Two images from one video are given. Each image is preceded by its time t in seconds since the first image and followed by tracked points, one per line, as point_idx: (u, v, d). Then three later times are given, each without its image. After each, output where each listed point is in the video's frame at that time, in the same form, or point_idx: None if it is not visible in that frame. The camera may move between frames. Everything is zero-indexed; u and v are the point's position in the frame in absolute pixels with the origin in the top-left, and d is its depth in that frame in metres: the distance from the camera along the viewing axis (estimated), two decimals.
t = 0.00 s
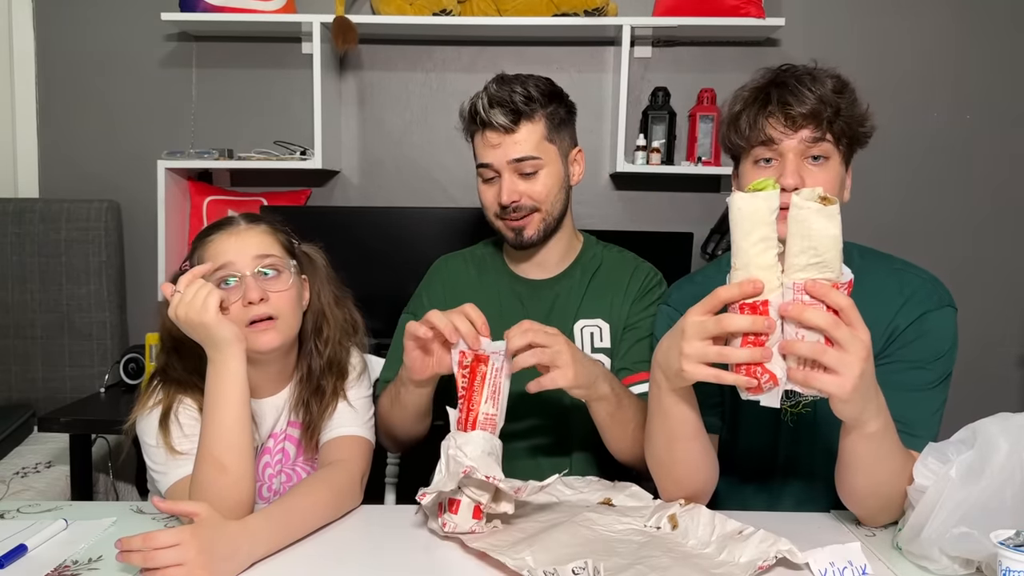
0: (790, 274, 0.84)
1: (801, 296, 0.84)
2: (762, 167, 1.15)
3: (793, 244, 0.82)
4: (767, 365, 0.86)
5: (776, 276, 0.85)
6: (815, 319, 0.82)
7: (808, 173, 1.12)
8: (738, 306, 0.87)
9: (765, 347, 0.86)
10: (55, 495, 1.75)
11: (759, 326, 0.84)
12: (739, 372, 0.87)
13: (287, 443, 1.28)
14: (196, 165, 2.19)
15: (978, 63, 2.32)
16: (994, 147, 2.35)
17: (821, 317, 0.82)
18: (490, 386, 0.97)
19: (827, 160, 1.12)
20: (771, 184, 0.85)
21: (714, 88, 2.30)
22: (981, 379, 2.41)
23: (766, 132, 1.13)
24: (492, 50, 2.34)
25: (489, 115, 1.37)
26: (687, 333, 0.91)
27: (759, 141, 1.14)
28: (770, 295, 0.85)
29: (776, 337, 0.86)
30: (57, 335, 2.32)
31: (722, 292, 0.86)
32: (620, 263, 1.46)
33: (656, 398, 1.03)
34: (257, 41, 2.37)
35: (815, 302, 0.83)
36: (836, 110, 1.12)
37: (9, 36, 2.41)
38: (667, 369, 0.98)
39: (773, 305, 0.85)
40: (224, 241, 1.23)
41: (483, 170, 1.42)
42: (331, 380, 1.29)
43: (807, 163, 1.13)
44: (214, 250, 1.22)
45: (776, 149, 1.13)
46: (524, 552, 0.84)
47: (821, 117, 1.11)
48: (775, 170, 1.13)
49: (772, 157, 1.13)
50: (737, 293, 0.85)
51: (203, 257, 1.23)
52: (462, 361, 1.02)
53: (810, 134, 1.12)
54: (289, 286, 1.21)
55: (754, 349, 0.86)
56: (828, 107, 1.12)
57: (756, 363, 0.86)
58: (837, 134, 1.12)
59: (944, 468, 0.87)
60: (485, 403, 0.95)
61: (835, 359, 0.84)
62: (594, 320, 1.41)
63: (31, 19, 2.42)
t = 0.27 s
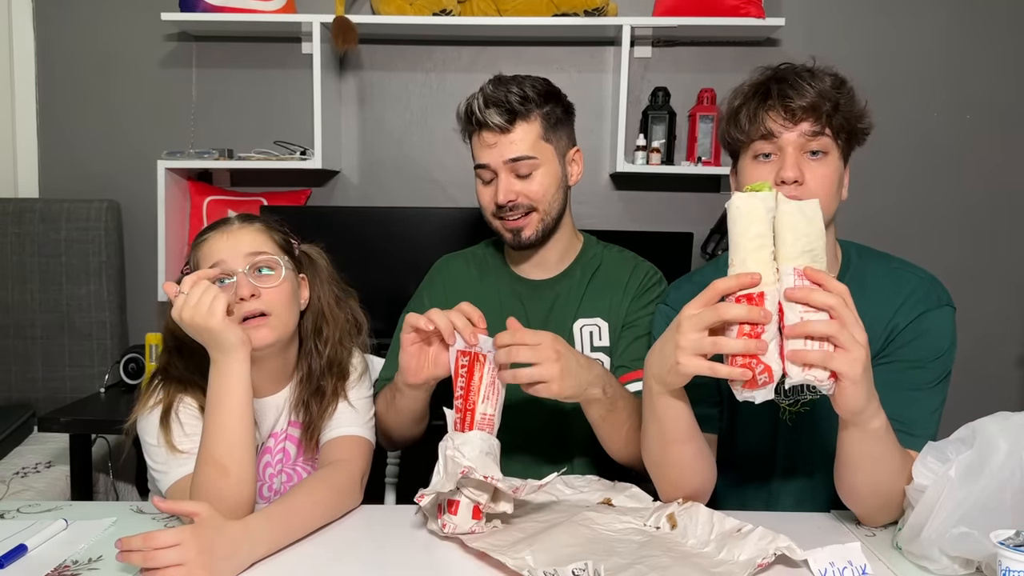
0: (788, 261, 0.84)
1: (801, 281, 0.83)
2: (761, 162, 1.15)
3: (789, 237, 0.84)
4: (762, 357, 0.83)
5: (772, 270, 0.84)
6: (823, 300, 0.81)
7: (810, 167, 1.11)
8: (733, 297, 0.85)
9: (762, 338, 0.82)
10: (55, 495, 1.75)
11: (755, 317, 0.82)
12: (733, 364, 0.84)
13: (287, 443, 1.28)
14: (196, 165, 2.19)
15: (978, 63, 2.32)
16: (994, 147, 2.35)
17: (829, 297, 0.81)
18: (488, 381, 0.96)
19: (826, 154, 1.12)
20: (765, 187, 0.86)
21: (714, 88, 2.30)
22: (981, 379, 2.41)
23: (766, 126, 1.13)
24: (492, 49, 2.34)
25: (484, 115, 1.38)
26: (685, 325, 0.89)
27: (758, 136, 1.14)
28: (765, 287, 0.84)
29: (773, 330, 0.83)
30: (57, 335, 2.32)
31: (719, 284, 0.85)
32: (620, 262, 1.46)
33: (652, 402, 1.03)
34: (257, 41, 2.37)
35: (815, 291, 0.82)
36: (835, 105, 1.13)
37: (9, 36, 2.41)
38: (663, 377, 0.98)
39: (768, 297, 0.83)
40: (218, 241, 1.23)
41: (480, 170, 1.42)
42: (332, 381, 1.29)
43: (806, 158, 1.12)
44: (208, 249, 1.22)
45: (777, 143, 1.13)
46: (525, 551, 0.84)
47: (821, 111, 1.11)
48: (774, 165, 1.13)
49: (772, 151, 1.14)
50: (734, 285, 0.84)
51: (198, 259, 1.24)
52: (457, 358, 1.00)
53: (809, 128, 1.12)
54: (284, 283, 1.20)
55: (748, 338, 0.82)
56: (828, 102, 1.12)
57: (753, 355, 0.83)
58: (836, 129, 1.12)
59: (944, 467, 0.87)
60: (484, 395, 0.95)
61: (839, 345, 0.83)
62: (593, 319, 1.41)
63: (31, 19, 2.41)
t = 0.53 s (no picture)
0: (788, 258, 0.84)
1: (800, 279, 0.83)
2: (760, 159, 1.15)
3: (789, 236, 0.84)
4: (761, 351, 0.82)
5: (769, 266, 0.84)
6: (823, 296, 0.81)
7: (810, 163, 1.11)
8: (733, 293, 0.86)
9: (760, 333, 0.82)
10: (55, 495, 1.75)
11: (752, 311, 0.82)
12: (732, 359, 0.84)
13: (287, 442, 1.29)
14: (196, 165, 2.19)
15: (978, 63, 2.32)
16: (994, 147, 2.35)
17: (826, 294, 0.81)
18: (474, 386, 0.93)
19: (825, 152, 1.12)
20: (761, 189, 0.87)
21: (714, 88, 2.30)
22: (981, 380, 2.41)
23: (766, 123, 1.13)
24: (492, 49, 2.34)
25: (467, 110, 1.39)
26: (684, 321, 0.90)
27: (757, 132, 1.14)
28: (763, 282, 0.83)
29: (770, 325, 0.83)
30: (57, 335, 2.32)
31: (718, 280, 0.86)
32: (618, 258, 1.46)
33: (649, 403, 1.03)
34: (257, 41, 2.37)
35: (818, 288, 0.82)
36: (834, 103, 1.13)
37: (9, 36, 2.41)
38: (662, 376, 0.98)
39: (767, 294, 0.83)
40: (217, 239, 1.23)
41: (468, 164, 1.44)
42: (330, 379, 1.29)
43: (804, 155, 1.12)
44: (207, 247, 1.23)
45: (774, 139, 1.13)
46: (525, 551, 0.84)
47: (820, 108, 1.11)
48: (772, 161, 1.13)
49: (771, 148, 1.14)
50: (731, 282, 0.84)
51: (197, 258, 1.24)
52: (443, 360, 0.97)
53: (811, 124, 1.12)
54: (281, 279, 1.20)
55: (747, 333, 0.82)
56: (828, 99, 1.12)
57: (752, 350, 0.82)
58: (835, 127, 1.12)
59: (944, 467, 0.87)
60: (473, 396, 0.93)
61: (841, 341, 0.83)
62: (590, 310, 1.41)
63: (31, 19, 2.41)
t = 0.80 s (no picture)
0: (790, 265, 0.83)
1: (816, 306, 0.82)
2: (748, 159, 1.15)
3: (785, 245, 0.83)
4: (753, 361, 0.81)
5: (762, 276, 0.84)
6: (842, 326, 0.81)
7: (797, 160, 1.12)
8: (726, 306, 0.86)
9: (753, 343, 0.81)
10: (55, 495, 1.75)
11: (742, 321, 0.82)
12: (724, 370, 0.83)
13: (278, 436, 1.28)
14: (196, 165, 2.19)
15: (978, 63, 2.32)
16: (994, 147, 2.35)
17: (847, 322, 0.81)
18: (474, 385, 0.92)
19: (812, 148, 1.12)
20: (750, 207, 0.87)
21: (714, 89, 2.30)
22: (981, 380, 2.41)
23: (748, 125, 1.15)
24: (492, 49, 2.34)
25: (477, 100, 1.39)
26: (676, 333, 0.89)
27: (743, 134, 1.16)
28: (758, 295, 0.83)
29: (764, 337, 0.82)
30: (57, 335, 2.32)
31: (711, 292, 0.85)
32: (610, 254, 1.46)
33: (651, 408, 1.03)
34: (257, 41, 2.37)
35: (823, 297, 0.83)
36: (817, 98, 1.13)
37: (9, 36, 2.41)
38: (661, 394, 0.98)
39: (760, 306, 0.82)
40: (217, 234, 1.23)
41: (471, 159, 1.44)
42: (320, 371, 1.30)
43: (792, 153, 1.13)
44: (205, 241, 1.23)
45: (761, 138, 1.14)
46: (524, 550, 0.84)
47: (801, 104, 1.12)
48: (759, 161, 1.14)
49: (758, 148, 1.14)
50: (726, 293, 0.84)
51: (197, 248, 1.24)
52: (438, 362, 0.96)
53: (794, 123, 1.13)
54: (278, 276, 1.17)
55: (738, 343, 0.82)
56: (810, 95, 1.13)
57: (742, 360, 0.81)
58: (819, 122, 1.13)
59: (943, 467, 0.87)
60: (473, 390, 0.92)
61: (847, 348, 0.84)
62: (586, 308, 1.40)
63: (31, 19, 2.41)
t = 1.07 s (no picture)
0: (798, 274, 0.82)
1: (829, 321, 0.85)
2: (739, 161, 1.16)
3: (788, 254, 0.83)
4: (726, 372, 0.82)
5: (750, 277, 0.84)
6: (861, 344, 0.83)
7: (784, 159, 1.12)
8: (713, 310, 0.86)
9: (730, 350, 0.83)
10: (55, 495, 1.75)
11: (717, 327, 0.83)
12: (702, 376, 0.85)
13: (271, 449, 1.27)
14: (196, 165, 2.19)
15: (978, 63, 2.32)
16: (994, 147, 2.35)
17: (863, 338, 0.83)
18: (475, 385, 0.92)
19: (801, 145, 1.12)
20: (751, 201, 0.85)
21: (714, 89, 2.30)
22: (981, 379, 2.41)
23: (734, 127, 1.15)
24: (492, 49, 2.34)
25: (469, 107, 1.38)
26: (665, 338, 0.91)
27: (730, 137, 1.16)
28: (740, 300, 0.83)
29: (742, 350, 0.82)
30: (57, 335, 2.32)
31: (698, 295, 0.87)
32: (608, 253, 1.46)
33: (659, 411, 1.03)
34: (257, 41, 2.37)
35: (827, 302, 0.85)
36: (801, 96, 1.13)
37: (9, 36, 2.41)
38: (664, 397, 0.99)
39: (741, 313, 0.83)
40: (244, 235, 1.23)
41: (466, 165, 1.43)
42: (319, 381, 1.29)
43: (782, 151, 1.13)
44: (223, 243, 1.23)
45: (748, 141, 1.14)
46: (525, 550, 0.84)
47: (785, 103, 1.12)
48: (749, 162, 1.14)
49: (748, 149, 1.15)
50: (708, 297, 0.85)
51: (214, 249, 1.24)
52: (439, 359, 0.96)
53: (778, 121, 1.13)
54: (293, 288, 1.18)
55: (714, 351, 0.83)
56: (794, 92, 1.13)
57: (716, 368, 0.83)
58: (805, 119, 1.12)
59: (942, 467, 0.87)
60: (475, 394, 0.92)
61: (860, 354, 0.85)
62: (583, 308, 1.41)
63: (31, 19, 2.42)
